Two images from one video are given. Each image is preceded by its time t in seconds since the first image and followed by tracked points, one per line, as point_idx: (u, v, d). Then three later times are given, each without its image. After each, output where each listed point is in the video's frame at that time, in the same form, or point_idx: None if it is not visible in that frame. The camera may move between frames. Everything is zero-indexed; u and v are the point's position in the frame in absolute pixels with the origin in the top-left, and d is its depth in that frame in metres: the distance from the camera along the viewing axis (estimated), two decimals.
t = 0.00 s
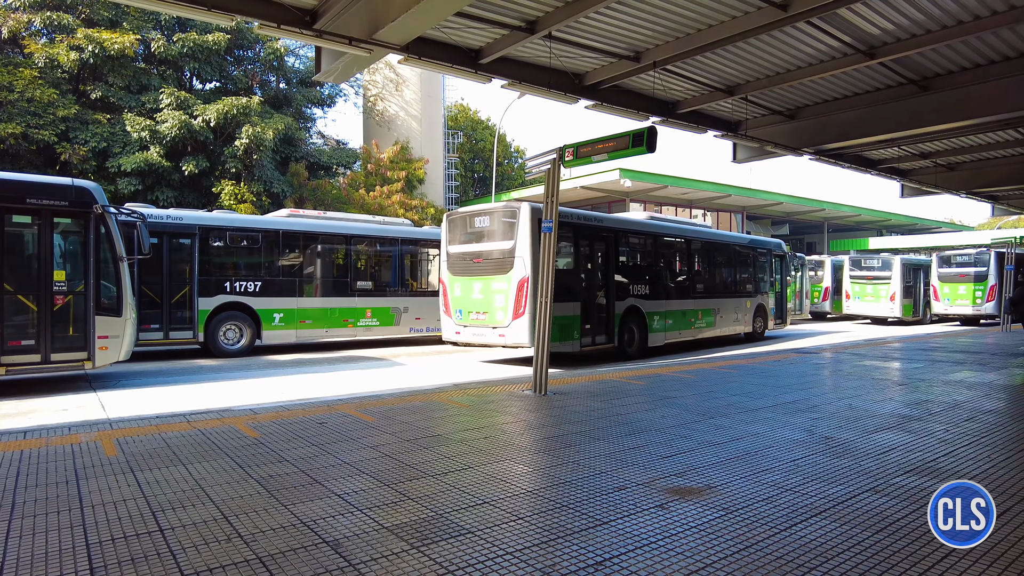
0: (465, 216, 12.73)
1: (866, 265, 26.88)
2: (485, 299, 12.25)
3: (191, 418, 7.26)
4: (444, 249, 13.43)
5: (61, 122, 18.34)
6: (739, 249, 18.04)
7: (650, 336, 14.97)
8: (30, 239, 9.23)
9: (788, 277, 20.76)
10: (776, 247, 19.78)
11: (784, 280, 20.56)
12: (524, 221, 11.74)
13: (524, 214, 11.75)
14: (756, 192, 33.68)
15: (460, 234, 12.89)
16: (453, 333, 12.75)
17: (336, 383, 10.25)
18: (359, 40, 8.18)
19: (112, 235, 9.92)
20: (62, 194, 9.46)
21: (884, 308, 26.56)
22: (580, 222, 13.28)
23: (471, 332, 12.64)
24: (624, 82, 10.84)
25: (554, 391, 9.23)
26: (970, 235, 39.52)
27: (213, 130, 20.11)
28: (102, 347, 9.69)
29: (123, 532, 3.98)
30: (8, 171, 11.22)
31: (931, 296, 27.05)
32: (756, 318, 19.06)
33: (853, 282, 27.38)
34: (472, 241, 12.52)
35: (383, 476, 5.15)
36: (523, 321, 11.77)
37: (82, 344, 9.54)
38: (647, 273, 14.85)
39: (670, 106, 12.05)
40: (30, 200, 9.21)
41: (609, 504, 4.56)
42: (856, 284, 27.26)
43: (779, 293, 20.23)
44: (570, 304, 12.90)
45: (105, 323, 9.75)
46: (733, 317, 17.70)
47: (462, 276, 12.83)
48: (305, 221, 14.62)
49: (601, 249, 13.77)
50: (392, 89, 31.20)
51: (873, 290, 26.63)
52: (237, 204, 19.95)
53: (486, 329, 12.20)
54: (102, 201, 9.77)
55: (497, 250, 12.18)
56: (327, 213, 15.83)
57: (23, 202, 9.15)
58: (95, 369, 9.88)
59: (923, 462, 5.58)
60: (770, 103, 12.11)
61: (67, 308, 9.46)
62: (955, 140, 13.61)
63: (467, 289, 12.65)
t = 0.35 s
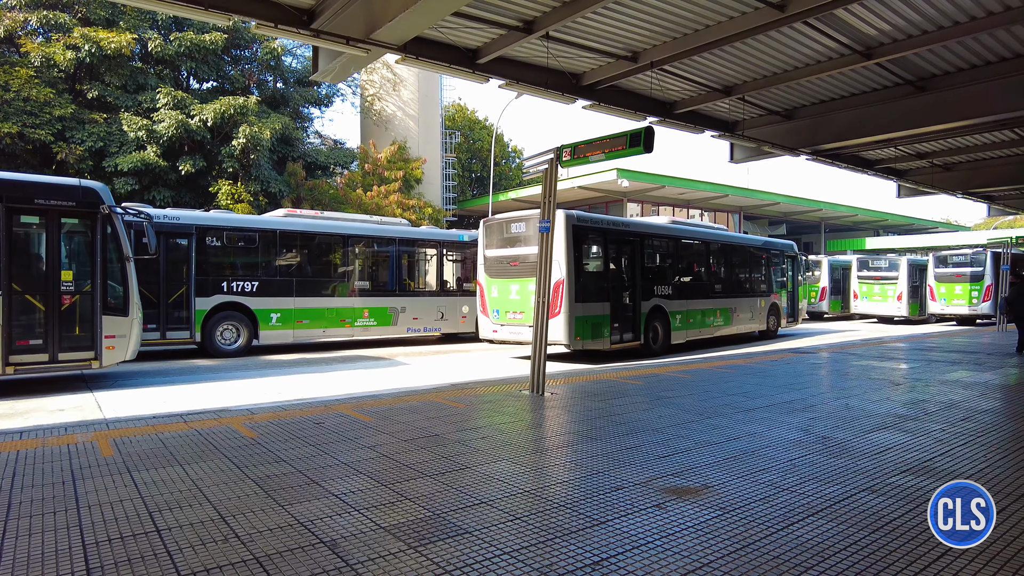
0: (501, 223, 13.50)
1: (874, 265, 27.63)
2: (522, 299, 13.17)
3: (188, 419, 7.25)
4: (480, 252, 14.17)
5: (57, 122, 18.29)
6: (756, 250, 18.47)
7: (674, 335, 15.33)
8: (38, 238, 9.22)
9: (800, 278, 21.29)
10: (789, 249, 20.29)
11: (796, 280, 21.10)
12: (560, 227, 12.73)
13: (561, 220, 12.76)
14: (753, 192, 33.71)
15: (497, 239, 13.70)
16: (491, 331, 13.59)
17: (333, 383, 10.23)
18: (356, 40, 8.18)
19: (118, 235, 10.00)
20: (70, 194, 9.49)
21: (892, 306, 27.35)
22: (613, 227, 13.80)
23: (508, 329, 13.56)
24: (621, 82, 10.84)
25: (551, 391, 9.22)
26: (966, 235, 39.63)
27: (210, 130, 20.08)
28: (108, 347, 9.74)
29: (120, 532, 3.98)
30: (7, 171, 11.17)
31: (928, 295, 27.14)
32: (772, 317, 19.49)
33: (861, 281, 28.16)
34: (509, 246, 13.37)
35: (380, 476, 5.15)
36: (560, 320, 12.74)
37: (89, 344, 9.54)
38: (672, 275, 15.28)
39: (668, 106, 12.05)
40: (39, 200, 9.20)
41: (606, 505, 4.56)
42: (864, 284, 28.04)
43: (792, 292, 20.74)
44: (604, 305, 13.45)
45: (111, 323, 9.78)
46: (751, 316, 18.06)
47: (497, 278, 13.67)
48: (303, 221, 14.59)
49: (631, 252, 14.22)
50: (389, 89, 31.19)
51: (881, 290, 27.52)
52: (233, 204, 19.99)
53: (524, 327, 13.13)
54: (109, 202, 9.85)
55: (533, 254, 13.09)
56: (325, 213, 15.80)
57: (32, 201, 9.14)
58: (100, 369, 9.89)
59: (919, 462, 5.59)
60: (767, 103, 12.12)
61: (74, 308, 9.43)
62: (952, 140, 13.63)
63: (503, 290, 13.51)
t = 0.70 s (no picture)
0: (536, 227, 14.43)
1: (881, 267, 28.42)
2: (556, 298, 13.99)
3: (185, 419, 7.24)
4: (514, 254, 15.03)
5: (53, 121, 18.24)
6: (772, 251, 19.06)
7: (696, 332, 15.92)
8: (52, 240, 9.32)
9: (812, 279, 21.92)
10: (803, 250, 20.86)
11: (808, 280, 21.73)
12: (591, 231, 13.46)
13: (592, 224, 13.48)
14: (751, 192, 33.77)
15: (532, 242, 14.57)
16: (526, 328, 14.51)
17: (330, 383, 10.22)
18: (353, 40, 8.19)
19: (130, 235, 10.05)
20: (83, 195, 9.56)
21: (898, 306, 28.22)
22: (637, 231, 14.42)
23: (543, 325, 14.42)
24: (618, 83, 10.85)
25: (548, 391, 9.22)
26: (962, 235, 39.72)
27: (207, 129, 20.06)
28: (120, 346, 9.79)
29: (117, 533, 3.97)
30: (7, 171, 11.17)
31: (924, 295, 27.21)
32: (785, 316, 20.13)
33: (868, 282, 28.88)
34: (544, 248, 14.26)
35: (378, 476, 5.15)
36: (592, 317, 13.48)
37: (102, 344, 9.64)
38: (695, 275, 15.87)
39: (665, 106, 12.07)
40: (52, 202, 9.30)
41: (603, 504, 4.57)
42: (871, 284, 28.77)
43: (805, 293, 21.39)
44: (633, 303, 14.13)
45: (124, 322, 9.85)
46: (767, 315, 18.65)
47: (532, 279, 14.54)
48: (301, 221, 14.57)
49: (655, 255, 14.84)
50: (387, 88, 31.16)
51: (888, 290, 28.25)
52: (230, 204, 19.94)
53: (559, 324, 13.97)
54: (120, 202, 9.90)
55: (567, 255, 13.89)
56: (323, 213, 15.79)
57: (46, 203, 9.24)
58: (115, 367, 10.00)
59: (916, 462, 5.60)
60: (764, 103, 12.14)
61: (87, 307, 9.54)
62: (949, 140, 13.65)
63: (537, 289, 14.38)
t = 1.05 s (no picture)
0: (567, 231, 15.42)
1: (887, 267, 28.64)
2: (586, 297, 14.84)
3: (182, 419, 7.23)
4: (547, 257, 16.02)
5: (49, 120, 18.18)
6: (785, 253, 19.83)
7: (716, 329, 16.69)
8: (69, 241, 9.50)
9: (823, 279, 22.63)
10: (816, 252, 21.63)
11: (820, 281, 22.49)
12: (620, 235, 14.33)
13: (621, 228, 14.35)
14: (747, 192, 33.83)
15: (564, 245, 15.56)
16: (556, 325, 15.46)
17: (328, 383, 10.20)
18: (350, 39, 8.18)
19: (145, 235, 10.21)
20: (99, 197, 9.73)
21: (903, 306, 28.26)
22: (661, 233, 15.25)
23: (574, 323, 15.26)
24: (615, 82, 10.85)
25: (546, 391, 9.21)
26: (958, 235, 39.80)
27: (204, 129, 20.03)
28: (136, 345, 9.96)
29: (114, 533, 3.96)
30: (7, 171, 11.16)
31: (920, 295, 27.27)
32: (799, 314, 20.92)
33: (875, 282, 29.11)
34: (576, 250, 15.18)
35: (375, 476, 5.14)
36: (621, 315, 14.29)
37: (119, 343, 9.82)
38: (714, 275, 16.67)
39: (662, 106, 12.08)
40: (70, 204, 9.49)
41: (601, 504, 4.56)
42: (877, 285, 28.97)
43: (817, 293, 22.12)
44: (659, 301, 14.97)
45: (139, 322, 10.04)
46: (782, 313, 19.41)
47: (564, 280, 15.41)
48: (298, 221, 14.55)
49: (678, 256, 15.65)
50: (384, 88, 31.16)
51: (893, 290, 28.37)
52: (227, 204, 19.89)
53: (589, 321, 14.79)
54: (136, 204, 10.06)
55: (597, 257, 14.72)
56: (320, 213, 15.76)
57: (64, 205, 9.43)
58: (131, 366, 10.18)
59: (913, 461, 5.61)
60: (761, 103, 12.15)
61: (103, 307, 9.72)
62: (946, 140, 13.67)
63: (569, 289, 15.25)
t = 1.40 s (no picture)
0: (596, 235, 16.20)
1: (893, 268, 28.82)
2: (614, 296, 15.62)
3: (179, 419, 7.21)
4: (576, 259, 16.88)
5: (46, 119, 18.14)
6: (800, 254, 20.56)
7: (735, 327, 17.49)
8: (91, 242, 9.52)
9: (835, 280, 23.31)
10: (829, 253, 22.34)
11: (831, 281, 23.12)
12: (646, 238, 15.09)
13: (647, 232, 15.11)
14: (745, 192, 33.86)
15: (592, 248, 16.38)
16: (586, 323, 16.22)
17: (327, 383, 10.20)
18: (348, 39, 8.16)
19: (164, 235, 10.31)
20: (119, 198, 9.73)
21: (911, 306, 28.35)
22: (684, 237, 15.98)
23: (602, 322, 16.04)
24: (614, 82, 10.84)
25: (544, 391, 9.20)
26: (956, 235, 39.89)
27: (202, 128, 20.01)
28: (156, 344, 10.12)
29: (112, 533, 3.95)
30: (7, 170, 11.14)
31: (918, 295, 27.33)
32: (811, 313, 21.64)
33: (881, 282, 29.23)
34: (604, 252, 15.97)
35: (373, 476, 5.13)
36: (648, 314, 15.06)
37: (139, 342, 9.92)
38: (733, 276, 17.41)
39: (660, 106, 12.08)
40: (91, 204, 9.49)
41: (599, 504, 4.56)
42: (883, 285, 29.10)
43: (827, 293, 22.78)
44: (682, 301, 15.74)
45: (159, 321, 10.16)
46: (796, 313, 20.13)
47: (592, 280, 16.20)
48: (295, 221, 14.53)
49: (700, 258, 16.38)
50: (382, 88, 31.18)
51: (900, 290, 28.49)
52: (224, 204, 19.86)
53: (617, 319, 15.55)
54: (156, 205, 10.10)
55: (624, 259, 15.50)
56: (318, 212, 15.74)
57: (86, 206, 9.43)
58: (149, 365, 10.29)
59: (911, 461, 5.62)
60: (759, 103, 12.16)
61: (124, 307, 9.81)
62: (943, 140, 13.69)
63: (597, 290, 16.04)
